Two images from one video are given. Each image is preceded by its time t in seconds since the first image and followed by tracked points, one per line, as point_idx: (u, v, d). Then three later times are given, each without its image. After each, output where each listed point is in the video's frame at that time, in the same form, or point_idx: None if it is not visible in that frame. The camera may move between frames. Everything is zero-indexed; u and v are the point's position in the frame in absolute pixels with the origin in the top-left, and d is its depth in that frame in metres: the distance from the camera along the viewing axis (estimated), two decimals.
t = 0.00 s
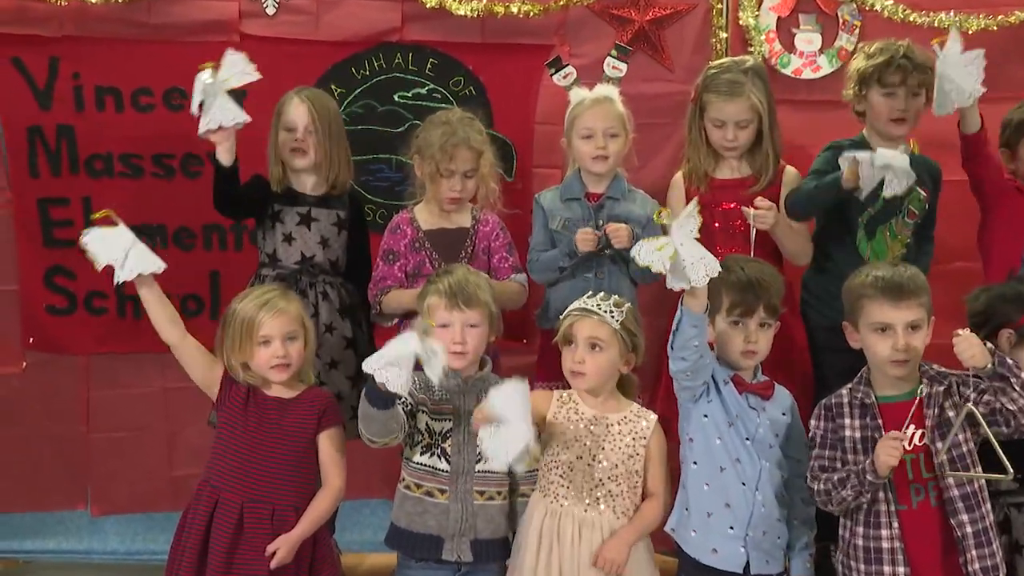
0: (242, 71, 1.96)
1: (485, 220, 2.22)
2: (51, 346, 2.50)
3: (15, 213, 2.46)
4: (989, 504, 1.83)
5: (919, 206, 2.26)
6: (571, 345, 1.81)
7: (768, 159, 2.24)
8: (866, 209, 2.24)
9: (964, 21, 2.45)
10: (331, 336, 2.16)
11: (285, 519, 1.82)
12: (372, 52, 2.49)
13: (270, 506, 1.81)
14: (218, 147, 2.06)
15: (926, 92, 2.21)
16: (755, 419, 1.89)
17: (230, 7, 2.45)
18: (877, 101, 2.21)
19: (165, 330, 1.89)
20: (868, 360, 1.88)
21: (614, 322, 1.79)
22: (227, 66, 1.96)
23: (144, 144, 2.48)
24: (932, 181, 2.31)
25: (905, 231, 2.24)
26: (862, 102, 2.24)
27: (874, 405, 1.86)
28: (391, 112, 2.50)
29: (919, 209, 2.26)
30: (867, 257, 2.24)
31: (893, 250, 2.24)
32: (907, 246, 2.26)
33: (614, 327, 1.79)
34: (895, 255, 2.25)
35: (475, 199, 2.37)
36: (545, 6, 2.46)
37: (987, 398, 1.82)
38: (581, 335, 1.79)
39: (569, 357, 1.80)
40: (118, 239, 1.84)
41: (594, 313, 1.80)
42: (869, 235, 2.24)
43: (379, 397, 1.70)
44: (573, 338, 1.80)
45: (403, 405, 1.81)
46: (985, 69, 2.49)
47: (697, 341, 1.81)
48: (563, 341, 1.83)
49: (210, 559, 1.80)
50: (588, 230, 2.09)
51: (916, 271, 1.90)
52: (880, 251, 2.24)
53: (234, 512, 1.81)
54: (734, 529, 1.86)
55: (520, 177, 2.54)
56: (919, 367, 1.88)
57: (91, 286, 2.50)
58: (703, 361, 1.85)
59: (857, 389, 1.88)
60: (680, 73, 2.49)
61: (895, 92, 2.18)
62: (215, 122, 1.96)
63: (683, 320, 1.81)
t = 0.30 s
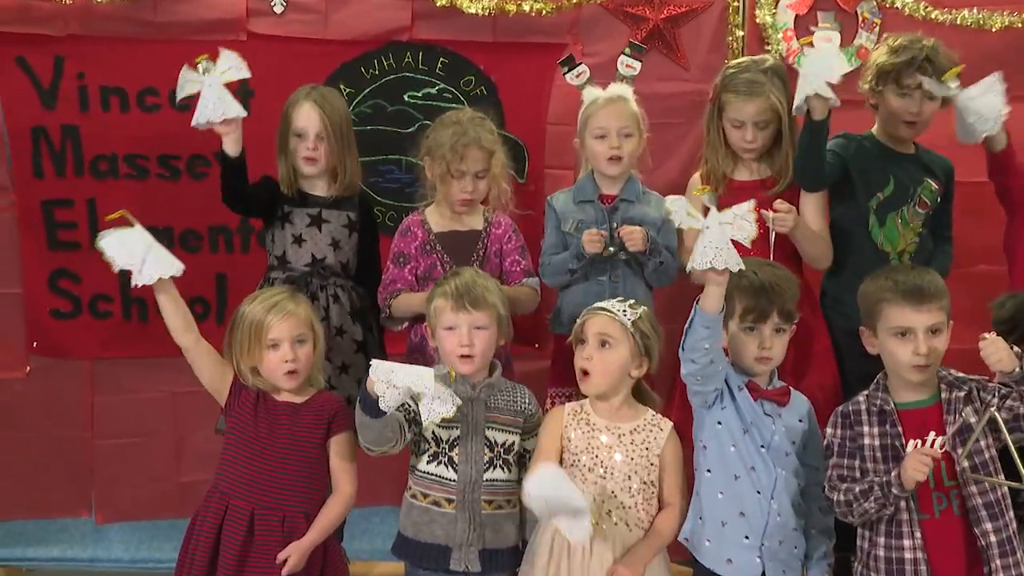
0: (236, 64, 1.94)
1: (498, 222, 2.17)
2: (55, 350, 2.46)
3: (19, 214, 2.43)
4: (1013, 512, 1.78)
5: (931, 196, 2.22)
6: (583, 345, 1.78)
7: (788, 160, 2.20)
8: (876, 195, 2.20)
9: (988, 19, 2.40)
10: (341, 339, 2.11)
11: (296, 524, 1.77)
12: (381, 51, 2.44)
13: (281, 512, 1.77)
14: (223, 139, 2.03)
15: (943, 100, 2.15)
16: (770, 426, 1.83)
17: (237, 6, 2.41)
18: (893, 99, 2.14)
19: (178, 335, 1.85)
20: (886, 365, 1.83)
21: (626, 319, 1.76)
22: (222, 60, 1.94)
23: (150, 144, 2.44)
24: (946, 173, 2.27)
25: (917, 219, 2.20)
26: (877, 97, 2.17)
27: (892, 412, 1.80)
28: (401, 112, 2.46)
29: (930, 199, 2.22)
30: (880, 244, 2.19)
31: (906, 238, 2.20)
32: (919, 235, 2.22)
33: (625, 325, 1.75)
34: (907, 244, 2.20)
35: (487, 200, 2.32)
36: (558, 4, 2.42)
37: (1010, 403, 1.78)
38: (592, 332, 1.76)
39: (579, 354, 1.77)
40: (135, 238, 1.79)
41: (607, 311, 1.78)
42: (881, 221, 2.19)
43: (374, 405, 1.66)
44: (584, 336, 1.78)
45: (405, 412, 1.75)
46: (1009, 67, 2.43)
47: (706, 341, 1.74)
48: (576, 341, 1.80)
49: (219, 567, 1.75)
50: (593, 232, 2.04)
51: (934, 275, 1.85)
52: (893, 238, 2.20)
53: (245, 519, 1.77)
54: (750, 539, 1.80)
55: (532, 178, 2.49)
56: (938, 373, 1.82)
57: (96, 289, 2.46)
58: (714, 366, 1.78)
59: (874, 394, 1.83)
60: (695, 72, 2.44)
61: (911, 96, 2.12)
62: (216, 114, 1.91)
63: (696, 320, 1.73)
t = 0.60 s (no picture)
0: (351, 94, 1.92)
1: (508, 224, 2.12)
2: (58, 354, 2.43)
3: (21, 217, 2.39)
4: None
5: (949, 199, 2.17)
6: (604, 358, 1.72)
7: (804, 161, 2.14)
8: (895, 201, 2.14)
9: (1009, 17, 2.37)
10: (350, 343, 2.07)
11: (300, 532, 1.72)
12: (389, 50, 2.40)
13: (285, 519, 1.72)
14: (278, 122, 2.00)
15: (964, 108, 2.10)
16: (788, 433, 1.77)
17: (242, 4, 2.37)
18: (918, 101, 2.08)
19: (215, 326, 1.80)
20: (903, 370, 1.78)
21: (647, 331, 1.72)
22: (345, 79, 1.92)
23: (154, 145, 2.40)
24: (963, 175, 2.22)
25: (936, 224, 2.15)
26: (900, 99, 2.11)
27: (911, 418, 1.75)
28: (409, 112, 2.42)
29: (949, 202, 2.17)
30: (901, 250, 2.14)
31: (926, 243, 2.15)
32: (938, 240, 2.17)
33: (647, 336, 1.71)
34: (927, 249, 2.15)
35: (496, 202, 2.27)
36: (570, 1, 2.37)
37: None
38: (614, 348, 1.71)
39: (602, 371, 1.72)
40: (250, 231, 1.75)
41: (625, 323, 1.73)
42: (901, 227, 2.14)
43: (380, 418, 1.56)
44: (604, 351, 1.72)
45: (418, 422, 1.70)
46: None
47: (722, 344, 1.69)
48: (594, 354, 1.74)
49: None
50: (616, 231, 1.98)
51: (952, 278, 1.80)
52: (912, 244, 2.14)
53: (249, 526, 1.72)
54: (766, 548, 1.75)
55: (543, 180, 2.45)
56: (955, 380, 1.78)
57: (99, 293, 2.42)
58: (727, 373, 1.73)
59: (891, 400, 1.77)
60: (709, 71, 2.40)
61: (935, 101, 2.06)
62: (300, 96, 1.88)
63: (714, 320, 1.68)
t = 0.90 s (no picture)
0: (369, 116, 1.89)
1: (519, 224, 2.08)
2: (61, 358, 2.39)
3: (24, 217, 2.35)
4: None
5: (978, 195, 2.08)
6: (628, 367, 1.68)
7: (823, 160, 2.09)
8: (924, 197, 2.06)
9: None
10: (358, 347, 2.02)
11: (305, 538, 1.68)
12: (398, 48, 2.36)
13: (289, 525, 1.68)
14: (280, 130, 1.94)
15: (988, 100, 2.04)
16: (808, 441, 1.73)
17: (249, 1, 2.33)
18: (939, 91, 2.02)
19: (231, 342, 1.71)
20: (923, 373, 1.71)
21: (670, 338, 1.69)
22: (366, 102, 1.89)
23: (160, 145, 2.37)
24: (990, 172, 2.13)
25: (966, 221, 2.07)
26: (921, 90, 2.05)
27: (937, 419, 1.68)
28: (418, 110, 2.38)
29: (977, 199, 2.08)
30: (931, 249, 2.06)
31: (955, 242, 2.07)
32: (968, 238, 2.09)
33: (671, 344, 1.68)
34: (958, 248, 2.07)
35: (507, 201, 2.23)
36: None
37: None
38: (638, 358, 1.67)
39: (627, 380, 1.67)
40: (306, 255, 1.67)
41: (648, 332, 1.69)
42: (930, 225, 2.06)
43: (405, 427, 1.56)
44: (628, 360, 1.68)
45: (434, 428, 1.67)
46: None
47: (745, 349, 1.64)
48: (615, 363, 1.70)
49: None
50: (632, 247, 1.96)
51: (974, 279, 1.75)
52: (942, 242, 2.06)
53: (253, 532, 1.68)
54: (784, 557, 1.70)
55: (555, 180, 2.41)
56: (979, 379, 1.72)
57: (104, 295, 2.39)
58: (751, 380, 1.68)
59: (914, 400, 1.71)
60: (725, 69, 2.37)
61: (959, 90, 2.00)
62: (317, 113, 1.84)
63: (738, 322, 1.64)
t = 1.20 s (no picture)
0: (269, 65, 1.84)
1: (528, 223, 2.03)
2: (64, 360, 2.35)
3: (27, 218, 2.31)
4: None
5: (1002, 203, 2.03)
6: (649, 369, 1.64)
7: (840, 159, 2.04)
8: (945, 205, 2.02)
9: None
10: (362, 349, 1.98)
11: (309, 544, 1.64)
12: (407, 45, 2.31)
13: (294, 531, 1.64)
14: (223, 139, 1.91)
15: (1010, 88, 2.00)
16: (825, 447, 1.68)
17: None
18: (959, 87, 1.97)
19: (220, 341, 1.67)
20: (942, 375, 1.66)
21: (692, 337, 1.65)
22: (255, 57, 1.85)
23: (164, 145, 2.33)
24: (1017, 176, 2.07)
25: (987, 231, 2.02)
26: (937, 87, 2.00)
27: (957, 418, 1.62)
28: (427, 109, 2.34)
29: (1002, 206, 2.03)
30: (946, 258, 2.02)
31: (973, 252, 2.02)
32: (988, 247, 2.03)
33: (693, 343, 1.64)
34: (976, 257, 2.02)
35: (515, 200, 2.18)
36: None
37: None
38: (660, 362, 1.64)
39: (649, 382, 1.64)
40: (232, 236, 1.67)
41: (668, 332, 1.65)
42: (949, 234, 2.02)
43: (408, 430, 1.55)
44: (650, 363, 1.64)
45: (442, 433, 1.63)
46: None
47: (761, 358, 1.60)
48: (634, 364, 1.66)
49: None
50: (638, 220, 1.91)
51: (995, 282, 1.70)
52: (959, 251, 2.02)
53: (255, 538, 1.64)
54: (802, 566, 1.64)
55: (565, 180, 2.36)
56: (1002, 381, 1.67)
57: (107, 297, 2.34)
58: (768, 383, 1.63)
59: (933, 399, 1.65)
60: (739, 67, 2.33)
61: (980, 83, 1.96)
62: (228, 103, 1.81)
63: (747, 335, 1.60)
